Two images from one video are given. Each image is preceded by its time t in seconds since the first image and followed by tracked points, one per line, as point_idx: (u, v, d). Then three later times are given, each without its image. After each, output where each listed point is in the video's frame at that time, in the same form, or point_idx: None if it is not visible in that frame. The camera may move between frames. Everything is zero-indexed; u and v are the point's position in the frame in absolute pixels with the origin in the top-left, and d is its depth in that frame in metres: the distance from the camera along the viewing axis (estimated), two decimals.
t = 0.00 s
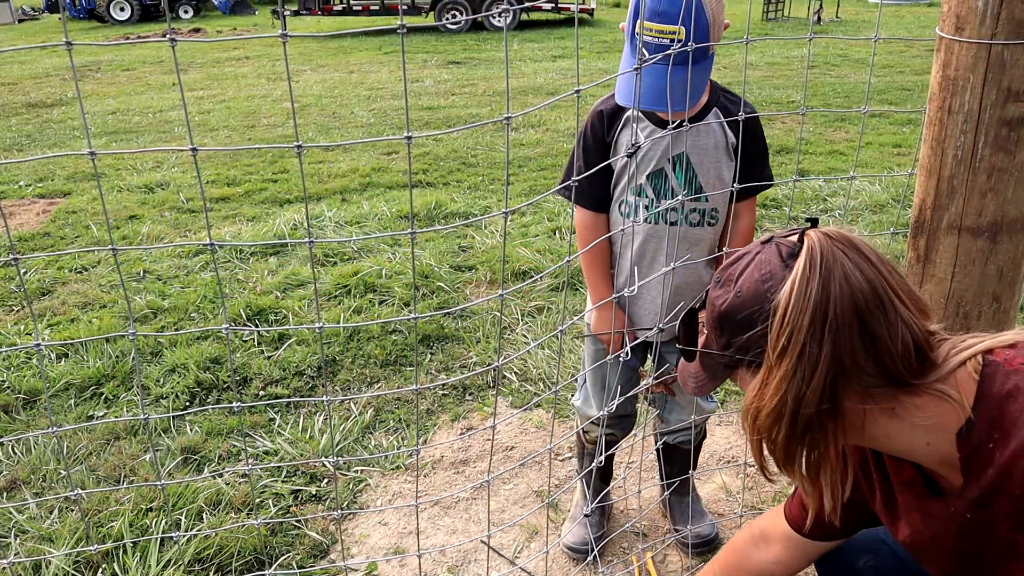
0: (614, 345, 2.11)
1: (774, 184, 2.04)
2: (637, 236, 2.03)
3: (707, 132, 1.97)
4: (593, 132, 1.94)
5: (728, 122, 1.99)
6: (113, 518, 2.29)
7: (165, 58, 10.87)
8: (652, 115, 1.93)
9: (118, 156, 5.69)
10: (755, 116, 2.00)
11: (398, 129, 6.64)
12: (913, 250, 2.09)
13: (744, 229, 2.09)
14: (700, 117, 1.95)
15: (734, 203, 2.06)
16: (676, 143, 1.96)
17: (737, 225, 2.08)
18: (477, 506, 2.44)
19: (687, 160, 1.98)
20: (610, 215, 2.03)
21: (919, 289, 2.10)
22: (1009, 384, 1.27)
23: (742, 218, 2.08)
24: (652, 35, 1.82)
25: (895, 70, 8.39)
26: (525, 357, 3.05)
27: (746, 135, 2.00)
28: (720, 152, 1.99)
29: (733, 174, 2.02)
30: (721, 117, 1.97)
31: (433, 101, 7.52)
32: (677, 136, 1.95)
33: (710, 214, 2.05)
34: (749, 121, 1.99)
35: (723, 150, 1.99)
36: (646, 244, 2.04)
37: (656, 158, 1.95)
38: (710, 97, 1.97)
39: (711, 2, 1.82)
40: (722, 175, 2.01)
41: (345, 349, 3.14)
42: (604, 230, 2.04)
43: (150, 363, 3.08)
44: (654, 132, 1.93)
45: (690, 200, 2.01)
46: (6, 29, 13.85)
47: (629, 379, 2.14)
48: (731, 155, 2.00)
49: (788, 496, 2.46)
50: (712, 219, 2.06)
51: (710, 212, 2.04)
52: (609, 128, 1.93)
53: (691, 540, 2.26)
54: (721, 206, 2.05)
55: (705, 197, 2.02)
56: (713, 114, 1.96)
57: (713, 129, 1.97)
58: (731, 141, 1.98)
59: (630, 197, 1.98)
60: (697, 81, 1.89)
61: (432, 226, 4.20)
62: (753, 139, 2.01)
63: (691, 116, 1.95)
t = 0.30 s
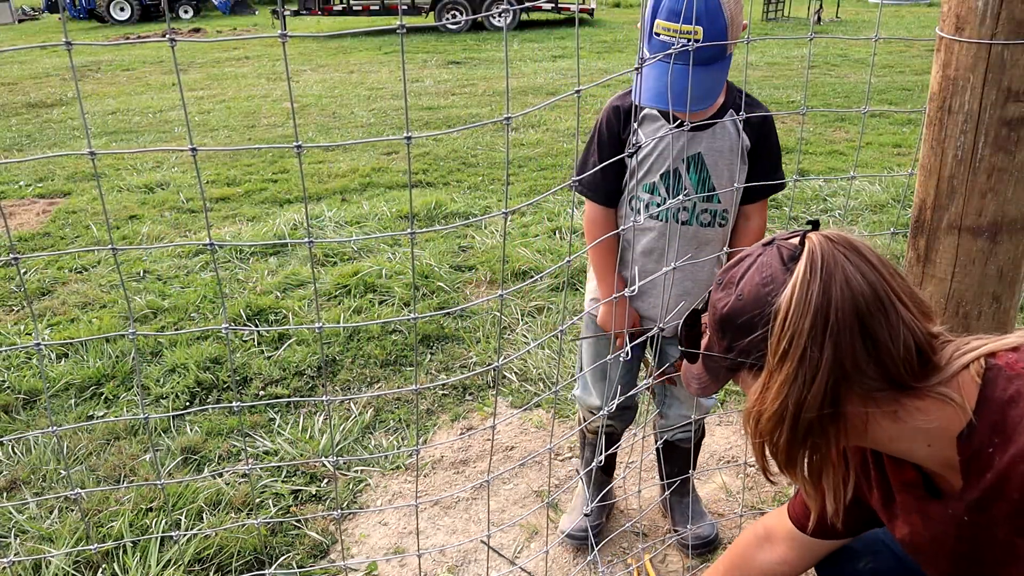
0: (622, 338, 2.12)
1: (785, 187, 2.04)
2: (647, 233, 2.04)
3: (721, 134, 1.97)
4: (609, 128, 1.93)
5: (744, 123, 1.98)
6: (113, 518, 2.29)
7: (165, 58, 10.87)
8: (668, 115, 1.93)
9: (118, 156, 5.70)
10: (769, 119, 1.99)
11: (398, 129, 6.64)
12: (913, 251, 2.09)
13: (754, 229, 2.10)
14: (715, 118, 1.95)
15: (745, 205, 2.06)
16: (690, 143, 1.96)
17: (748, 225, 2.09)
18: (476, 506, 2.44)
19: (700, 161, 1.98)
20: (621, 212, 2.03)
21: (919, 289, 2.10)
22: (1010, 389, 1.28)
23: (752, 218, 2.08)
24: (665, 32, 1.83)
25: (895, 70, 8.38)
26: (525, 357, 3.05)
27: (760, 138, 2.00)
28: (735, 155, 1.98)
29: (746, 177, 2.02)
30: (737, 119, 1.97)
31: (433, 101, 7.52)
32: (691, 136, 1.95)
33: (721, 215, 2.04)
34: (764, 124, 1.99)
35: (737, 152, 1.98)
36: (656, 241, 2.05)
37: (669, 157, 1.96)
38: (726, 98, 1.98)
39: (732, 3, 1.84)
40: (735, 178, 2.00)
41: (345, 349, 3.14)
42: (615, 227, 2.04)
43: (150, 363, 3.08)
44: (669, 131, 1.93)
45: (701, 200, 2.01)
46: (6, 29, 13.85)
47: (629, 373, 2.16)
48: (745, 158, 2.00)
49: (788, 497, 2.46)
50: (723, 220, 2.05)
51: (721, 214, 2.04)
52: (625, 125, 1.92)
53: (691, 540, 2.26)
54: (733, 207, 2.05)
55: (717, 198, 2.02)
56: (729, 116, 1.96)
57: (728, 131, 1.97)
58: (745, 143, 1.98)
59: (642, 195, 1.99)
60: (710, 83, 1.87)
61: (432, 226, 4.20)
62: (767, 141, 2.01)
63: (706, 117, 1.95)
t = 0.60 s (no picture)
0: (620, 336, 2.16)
1: (760, 181, 2.08)
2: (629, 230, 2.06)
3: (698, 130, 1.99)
4: (587, 129, 1.96)
5: (717, 119, 2.01)
6: (113, 519, 2.29)
7: (165, 58, 10.87)
8: (646, 113, 1.95)
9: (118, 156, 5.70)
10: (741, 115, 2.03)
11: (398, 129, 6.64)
12: (913, 250, 2.09)
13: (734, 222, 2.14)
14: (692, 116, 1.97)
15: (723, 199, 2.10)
16: (669, 141, 1.98)
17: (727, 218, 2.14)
18: (476, 506, 2.43)
19: (678, 158, 2.00)
20: (602, 209, 2.06)
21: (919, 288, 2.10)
22: (1007, 391, 1.27)
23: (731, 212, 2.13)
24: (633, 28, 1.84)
25: (895, 70, 8.39)
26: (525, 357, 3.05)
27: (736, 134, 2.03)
28: (710, 150, 2.02)
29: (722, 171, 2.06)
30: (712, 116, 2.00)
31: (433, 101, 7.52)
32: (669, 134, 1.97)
33: (699, 210, 2.07)
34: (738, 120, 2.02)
35: (713, 147, 2.02)
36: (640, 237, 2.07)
37: (648, 155, 1.98)
38: (699, 95, 2.00)
39: None
40: (711, 173, 2.04)
41: (345, 349, 3.14)
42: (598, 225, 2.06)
43: (150, 363, 3.08)
44: (648, 130, 1.95)
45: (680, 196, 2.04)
46: (6, 28, 13.85)
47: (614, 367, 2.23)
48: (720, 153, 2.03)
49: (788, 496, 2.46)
50: (701, 214, 2.08)
51: (700, 208, 2.07)
52: (604, 125, 1.96)
53: (694, 540, 2.25)
54: (710, 201, 2.08)
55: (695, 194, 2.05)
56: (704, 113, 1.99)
57: (703, 127, 2.00)
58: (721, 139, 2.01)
59: (622, 192, 2.02)
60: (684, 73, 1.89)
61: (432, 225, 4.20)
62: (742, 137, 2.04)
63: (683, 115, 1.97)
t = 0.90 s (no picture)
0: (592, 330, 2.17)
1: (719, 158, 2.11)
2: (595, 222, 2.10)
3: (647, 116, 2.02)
4: (544, 128, 2.02)
5: (668, 103, 2.04)
6: (113, 519, 2.29)
7: (165, 58, 10.87)
8: (596, 106, 2.00)
9: (118, 156, 5.70)
10: (688, 96, 2.06)
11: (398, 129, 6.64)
12: (913, 250, 2.09)
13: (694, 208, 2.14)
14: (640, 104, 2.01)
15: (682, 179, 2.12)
16: (621, 131, 2.00)
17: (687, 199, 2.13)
18: (477, 506, 2.43)
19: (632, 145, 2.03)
20: (568, 204, 2.11)
21: (918, 287, 2.10)
22: (1000, 409, 1.27)
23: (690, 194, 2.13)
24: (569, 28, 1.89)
25: (895, 70, 8.38)
26: (525, 357, 3.05)
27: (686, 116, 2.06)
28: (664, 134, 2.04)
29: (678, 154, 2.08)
30: (660, 101, 2.03)
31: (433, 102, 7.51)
32: (620, 124, 2.00)
33: (660, 192, 2.09)
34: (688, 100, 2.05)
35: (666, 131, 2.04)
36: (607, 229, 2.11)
37: (603, 145, 2.01)
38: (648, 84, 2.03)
39: None
40: (667, 155, 2.07)
41: (345, 349, 3.14)
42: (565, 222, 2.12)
43: (150, 363, 3.08)
44: (599, 121, 1.99)
45: (640, 181, 2.07)
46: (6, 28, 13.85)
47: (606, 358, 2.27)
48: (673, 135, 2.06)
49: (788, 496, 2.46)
50: (663, 197, 2.10)
51: (660, 190, 2.09)
52: (559, 123, 2.01)
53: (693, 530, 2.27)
54: (670, 184, 2.10)
55: (654, 177, 2.07)
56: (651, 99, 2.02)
57: (655, 112, 2.02)
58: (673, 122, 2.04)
59: (585, 185, 2.07)
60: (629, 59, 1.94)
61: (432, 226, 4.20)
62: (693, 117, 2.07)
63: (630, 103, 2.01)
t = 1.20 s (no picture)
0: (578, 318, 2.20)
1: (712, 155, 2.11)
2: (583, 213, 2.13)
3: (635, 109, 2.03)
4: (538, 122, 2.09)
5: (659, 98, 2.04)
6: (112, 518, 2.28)
7: (165, 58, 10.88)
8: (586, 99, 2.05)
9: (118, 156, 5.70)
10: (683, 92, 2.06)
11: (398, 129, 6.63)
12: (914, 250, 2.09)
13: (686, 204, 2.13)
14: (628, 97, 2.03)
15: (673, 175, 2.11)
16: (608, 123, 2.03)
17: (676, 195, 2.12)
18: (477, 507, 2.43)
19: (620, 138, 2.04)
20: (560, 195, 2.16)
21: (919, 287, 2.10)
22: None
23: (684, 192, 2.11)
24: (555, 20, 1.96)
25: (895, 70, 8.38)
26: (525, 357, 3.05)
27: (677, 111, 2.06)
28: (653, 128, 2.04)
29: (668, 151, 2.09)
30: (649, 95, 2.04)
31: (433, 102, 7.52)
32: (607, 117, 2.03)
33: (648, 186, 2.09)
34: (679, 96, 2.05)
35: (656, 126, 2.04)
36: (594, 220, 2.13)
37: (589, 137, 2.04)
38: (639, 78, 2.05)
39: None
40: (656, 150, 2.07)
41: (345, 349, 3.14)
42: (556, 213, 2.18)
43: (150, 363, 3.08)
44: (587, 114, 2.04)
45: (626, 173, 2.08)
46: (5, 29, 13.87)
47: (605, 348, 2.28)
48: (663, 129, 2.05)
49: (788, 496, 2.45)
50: (650, 191, 2.10)
51: (647, 183, 2.09)
52: (551, 117, 2.08)
53: (657, 508, 2.36)
54: (659, 177, 2.10)
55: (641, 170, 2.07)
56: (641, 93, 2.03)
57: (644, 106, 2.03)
58: (662, 116, 2.04)
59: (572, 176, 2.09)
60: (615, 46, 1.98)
61: (432, 226, 4.20)
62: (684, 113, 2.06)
63: (618, 97, 2.03)
